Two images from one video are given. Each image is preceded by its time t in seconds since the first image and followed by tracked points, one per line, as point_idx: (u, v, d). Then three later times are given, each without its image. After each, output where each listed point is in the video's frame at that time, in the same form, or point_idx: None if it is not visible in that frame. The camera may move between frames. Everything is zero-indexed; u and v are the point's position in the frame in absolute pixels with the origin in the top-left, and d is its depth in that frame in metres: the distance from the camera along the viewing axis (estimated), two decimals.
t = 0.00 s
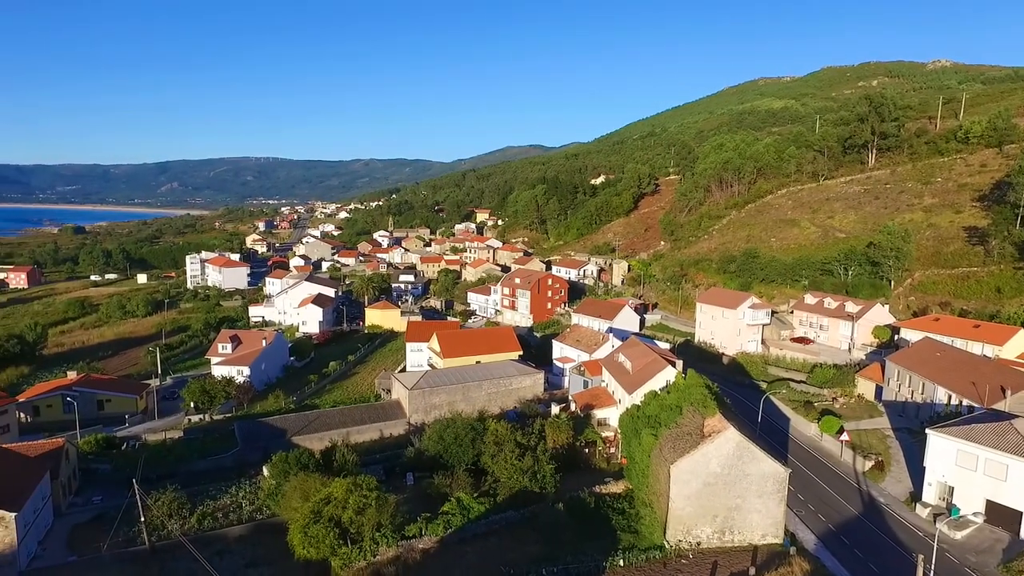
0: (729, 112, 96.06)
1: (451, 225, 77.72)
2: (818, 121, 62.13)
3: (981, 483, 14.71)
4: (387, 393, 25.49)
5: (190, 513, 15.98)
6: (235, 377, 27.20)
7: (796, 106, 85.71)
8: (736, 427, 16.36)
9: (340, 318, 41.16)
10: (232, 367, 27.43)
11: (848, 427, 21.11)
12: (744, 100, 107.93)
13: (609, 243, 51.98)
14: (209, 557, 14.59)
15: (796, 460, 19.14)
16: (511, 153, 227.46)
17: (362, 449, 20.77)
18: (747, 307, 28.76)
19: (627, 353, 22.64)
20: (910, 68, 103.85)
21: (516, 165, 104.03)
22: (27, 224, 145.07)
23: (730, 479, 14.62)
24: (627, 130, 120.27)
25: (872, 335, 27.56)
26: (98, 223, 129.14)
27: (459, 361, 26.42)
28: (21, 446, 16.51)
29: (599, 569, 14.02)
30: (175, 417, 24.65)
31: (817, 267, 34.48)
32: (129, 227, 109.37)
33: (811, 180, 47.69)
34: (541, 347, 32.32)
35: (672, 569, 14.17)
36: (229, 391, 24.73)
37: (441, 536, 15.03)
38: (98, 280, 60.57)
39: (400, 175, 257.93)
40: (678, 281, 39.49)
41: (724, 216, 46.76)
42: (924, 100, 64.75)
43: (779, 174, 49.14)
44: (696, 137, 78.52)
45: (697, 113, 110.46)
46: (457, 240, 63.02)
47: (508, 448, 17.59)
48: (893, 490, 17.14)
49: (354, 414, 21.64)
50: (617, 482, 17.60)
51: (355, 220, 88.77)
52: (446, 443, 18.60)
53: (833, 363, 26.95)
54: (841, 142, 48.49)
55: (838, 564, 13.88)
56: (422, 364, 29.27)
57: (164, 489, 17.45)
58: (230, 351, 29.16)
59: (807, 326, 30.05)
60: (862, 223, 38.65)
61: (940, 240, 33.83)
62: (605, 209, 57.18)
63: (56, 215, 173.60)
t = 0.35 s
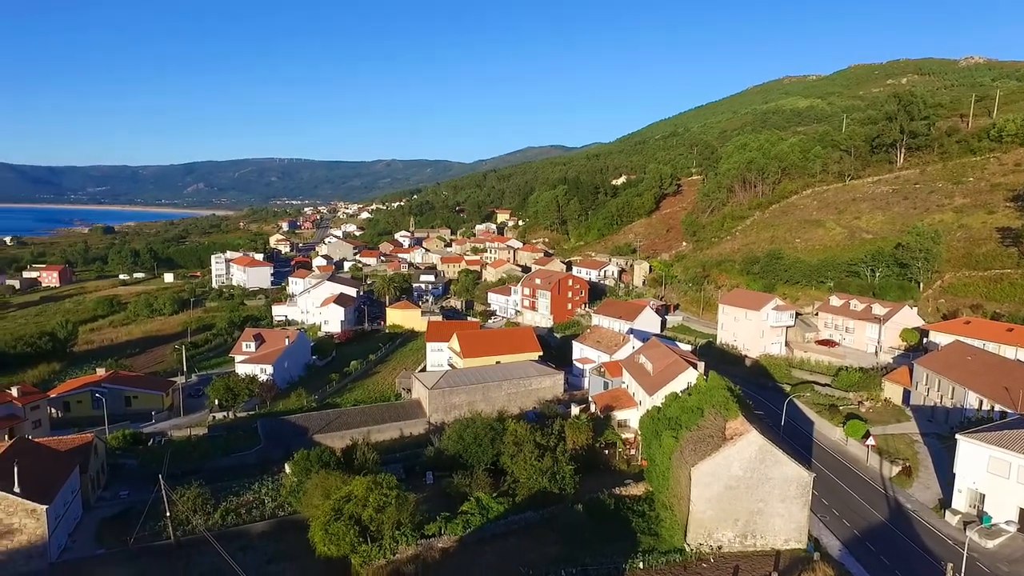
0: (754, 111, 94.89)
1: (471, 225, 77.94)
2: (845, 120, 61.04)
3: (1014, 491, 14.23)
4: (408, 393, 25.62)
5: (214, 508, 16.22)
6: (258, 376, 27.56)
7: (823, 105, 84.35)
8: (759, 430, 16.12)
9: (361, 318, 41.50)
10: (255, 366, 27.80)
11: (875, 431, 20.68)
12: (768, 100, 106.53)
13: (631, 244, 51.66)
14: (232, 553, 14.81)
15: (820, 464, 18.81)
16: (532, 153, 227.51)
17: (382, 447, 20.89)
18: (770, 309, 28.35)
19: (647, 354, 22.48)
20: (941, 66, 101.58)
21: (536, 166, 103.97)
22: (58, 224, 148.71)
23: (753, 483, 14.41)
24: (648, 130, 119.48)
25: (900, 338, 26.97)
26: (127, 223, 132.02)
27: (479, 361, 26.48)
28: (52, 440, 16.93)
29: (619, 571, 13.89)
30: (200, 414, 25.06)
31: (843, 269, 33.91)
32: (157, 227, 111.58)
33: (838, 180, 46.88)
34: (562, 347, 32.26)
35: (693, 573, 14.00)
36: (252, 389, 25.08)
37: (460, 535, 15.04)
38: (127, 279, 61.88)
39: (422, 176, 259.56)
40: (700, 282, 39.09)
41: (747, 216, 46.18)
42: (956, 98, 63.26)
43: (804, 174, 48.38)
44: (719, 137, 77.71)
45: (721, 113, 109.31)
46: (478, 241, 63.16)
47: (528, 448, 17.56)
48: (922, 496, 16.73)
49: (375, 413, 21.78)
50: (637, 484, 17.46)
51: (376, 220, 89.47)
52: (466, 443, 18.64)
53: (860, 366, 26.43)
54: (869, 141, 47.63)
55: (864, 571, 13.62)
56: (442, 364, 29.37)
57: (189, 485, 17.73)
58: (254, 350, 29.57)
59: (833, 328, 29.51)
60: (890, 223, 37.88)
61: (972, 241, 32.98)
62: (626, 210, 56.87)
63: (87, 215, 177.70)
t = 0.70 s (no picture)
0: (779, 110, 93.58)
1: (493, 226, 78.10)
2: (874, 119, 59.87)
3: None
4: (429, 392, 25.74)
5: (237, 504, 16.46)
6: (282, 374, 27.89)
7: (851, 104, 82.87)
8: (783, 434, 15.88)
9: (383, 317, 41.83)
10: (279, 364, 28.14)
11: (903, 437, 20.20)
12: (794, 99, 104.97)
13: (653, 245, 51.27)
14: (256, 548, 15.06)
15: (846, 469, 18.44)
16: (554, 154, 227.33)
17: (403, 446, 21.00)
18: (795, 311, 27.92)
19: (669, 356, 22.26)
20: (975, 63, 99.01)
21: (558, 166, 103.84)
22: (90, 224, 152.29)
23: (776, 487, 14.19)
24: (671, 130, 118.49)
25: (930, 341, 26.34)
26: (156, 223, 134.91)
27: (500, 361, 26.49)
28: (83, 435, 17.34)
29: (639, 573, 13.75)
30: (225, 411, 25.48)
31: (871, 270, 33.24)
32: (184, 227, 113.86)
33: (866, 180, 46.02)
34: (582, 348, 32.11)
35: None
36: (276, 386, 25.42)
37: (480, 534, 15.05)
38: (155, 278, 63.23)
39: (444, 177, 260.89)
40: (723, 284, 38.64)
41: (772, 217, 45.53)
42: (990, 96, 61.64)
43: (831, 174, 47.56)
44: (744, 136, 76.79)
45: (746, 112, 108.01)
46: (499, 241, 63.24)
47: (548, 449, 17.52)
48: (952, 503, 16.32)
49: (396, 412, 21.92)
50: (658, 486, 17.30)
51: (399, 221, 90.15)
52: (486, 443, 18.66)
53: (888, 369, 25.87)
54: (898, 141, 46.66)
55: None
56: (463, 364, 29.44)
57: (214, 480, 18.03)
58: (278, 349, 29.96)
59: (860, 331, 28.93)
60: (920, 224, 37.06)
61: (1006, 242, 32.07)
62: (649, 211, 56.52)
63: (117, 215, 181.75)
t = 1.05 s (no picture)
0: (805, 109, 92.17)
1: (513, 226, 78.15)
2: (904, 118, 58.59)
3: None
4: (449, 392, 25.83)
5: (260, 501, 16.68)
6: (304, 373, 28.18)
7: (880, 102, 81.26)
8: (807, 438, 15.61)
9: (404, 317, 42.11)
10: (302, 363, 28.45)
11: (932, 442, 19.74)
12: (820, 98, 103.31)
13: (675, 246, 50.86)
14: (278, 545, 15.25)
15: (873, 475, 18.06)
16: (575, 154, 226.67)
17: (423, 445, 21.09)
18: (821, 313, 27.44)
19: (691, 357, 22.01)
20: (1011, 59, 96.34)
21: (579, 166, 103.57)
22: (119, 224, 155.82)
23: (800, 492, 13.96)
24: (694, 130, 117.37)
25: (961, 345, 25.68)
26: (182, 224, 137.61)
27: (520, 361, 26.46)
28: (111, 431, 17.70)
29: None
30: (248, 409, 25.84)
31: (900, 272, 32.53)
32: (210, 227, 115.89)
33: (895, 180, 45.05)
34: (603, 349, 31.95)
35: None
36: (298, 385, 25.72)
37: (499, 535, 15.05)
38: (181, 277, 64.41)
39: (465, 177, 261.84)
40: (747, 285, 38.15)
41: (797, 218, 44.82)
42: None
43: (859, 174, 46.68)
44: (769, 136, 75.72)
45: (771, 111, 106.53)
46: (520, 241, 63.25)
47: (568, 450, 17.46)
48: (983, 511, 15.90)
49: (417, 412, 22.02)
50: (679, 489, 17.12)
51: (420, 221, 90.67)
52: (506, 443, 18.66)
53: (916, 373, 25.30)
54: (929, 140, 45.61)
55: None
56: (483, 364, 29.49)
57: (237, 477, 18.29)
58: (300, 347, 30.32)
59: (888, 334, 28.33)
60: (951, 225, 36.18)
61: None
62: (671, 211, 56.07)
63: (146, 216, 185.69)
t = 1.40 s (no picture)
0: (832, 108, 90.61)
1: (534, 227, 78.10)
2: (934, 116, 57.29)
3: None
4: (468, 392, 25.87)
5: (282, 498, 16.87)
6: (326, 371, 28.44)
7: (909, 100, 79.59)
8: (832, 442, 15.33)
9: (424, 317, 42.32)
10: (323, 362, 28.73)
11: (963, 448, 19.22)
12: (847, 96, 101.52)
13: (697, 247, 50.37)
14: (299, 541, 15.40)
15: (901, 481, 17.66)
16: (596, 154, 225.84)
17: (443, 445, 21.14)
18: (846, 315, 26.94)
19: (713, 359, 21.77)
20: None
21: (601, 166, 103.15)
22: (147, 224, 158.98)
23: (824, 497, 13.72)
24: (717, 130, 116.18)
25: (993, 349, 25.00)
26: (208, 224, 140.05)
27: (540, 362, 26.43)
28: (138, 428, 18.06)
29: None
30: (271, 407, 26.18)
31: (930, 273, 31.77)
32: (235, 227, 117.72)
33: (925, 180, 44.05)
34: (624, 351, 31.75)
35: None
36: (320, 383, 25.99)
37: (518, 535, 15.02)
38: (207, 277, 65.52)
39: (486, 178, 262.42)
40: (770, 287, 37.60)
41: (823, 219, 44.10)
42: None
43: (887, 174, 45.75)
44: (794, 136, 74.60)
45: (796, 110, 104.94)
46: (541, 242, 63.17)
47: (587, 452, 17.36)
48: (1016, 521, 15.47)
49: (437, 412, 22.11)
50: (700, 492, 16.93)
51: (441, 221, 91.05)
52: (525, 444, 18.62)
53: (946, 378, 24.69)
54: (960, 139, 44.52)
55: None
56: (502, 364, 29.49)
57: (260, 474, 18.52)
58: (322, 346, 30.63)
59: (916, 337, 27.69)
60: (983, 226, 35.26)
61: None
62: (693, 212, 55.55)
63: (174, 215, 189.37)
